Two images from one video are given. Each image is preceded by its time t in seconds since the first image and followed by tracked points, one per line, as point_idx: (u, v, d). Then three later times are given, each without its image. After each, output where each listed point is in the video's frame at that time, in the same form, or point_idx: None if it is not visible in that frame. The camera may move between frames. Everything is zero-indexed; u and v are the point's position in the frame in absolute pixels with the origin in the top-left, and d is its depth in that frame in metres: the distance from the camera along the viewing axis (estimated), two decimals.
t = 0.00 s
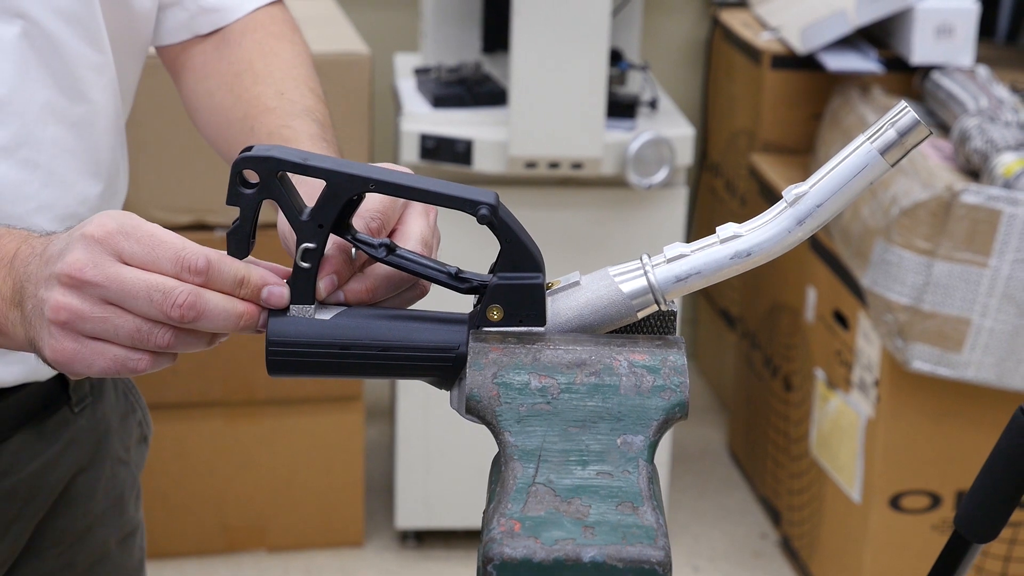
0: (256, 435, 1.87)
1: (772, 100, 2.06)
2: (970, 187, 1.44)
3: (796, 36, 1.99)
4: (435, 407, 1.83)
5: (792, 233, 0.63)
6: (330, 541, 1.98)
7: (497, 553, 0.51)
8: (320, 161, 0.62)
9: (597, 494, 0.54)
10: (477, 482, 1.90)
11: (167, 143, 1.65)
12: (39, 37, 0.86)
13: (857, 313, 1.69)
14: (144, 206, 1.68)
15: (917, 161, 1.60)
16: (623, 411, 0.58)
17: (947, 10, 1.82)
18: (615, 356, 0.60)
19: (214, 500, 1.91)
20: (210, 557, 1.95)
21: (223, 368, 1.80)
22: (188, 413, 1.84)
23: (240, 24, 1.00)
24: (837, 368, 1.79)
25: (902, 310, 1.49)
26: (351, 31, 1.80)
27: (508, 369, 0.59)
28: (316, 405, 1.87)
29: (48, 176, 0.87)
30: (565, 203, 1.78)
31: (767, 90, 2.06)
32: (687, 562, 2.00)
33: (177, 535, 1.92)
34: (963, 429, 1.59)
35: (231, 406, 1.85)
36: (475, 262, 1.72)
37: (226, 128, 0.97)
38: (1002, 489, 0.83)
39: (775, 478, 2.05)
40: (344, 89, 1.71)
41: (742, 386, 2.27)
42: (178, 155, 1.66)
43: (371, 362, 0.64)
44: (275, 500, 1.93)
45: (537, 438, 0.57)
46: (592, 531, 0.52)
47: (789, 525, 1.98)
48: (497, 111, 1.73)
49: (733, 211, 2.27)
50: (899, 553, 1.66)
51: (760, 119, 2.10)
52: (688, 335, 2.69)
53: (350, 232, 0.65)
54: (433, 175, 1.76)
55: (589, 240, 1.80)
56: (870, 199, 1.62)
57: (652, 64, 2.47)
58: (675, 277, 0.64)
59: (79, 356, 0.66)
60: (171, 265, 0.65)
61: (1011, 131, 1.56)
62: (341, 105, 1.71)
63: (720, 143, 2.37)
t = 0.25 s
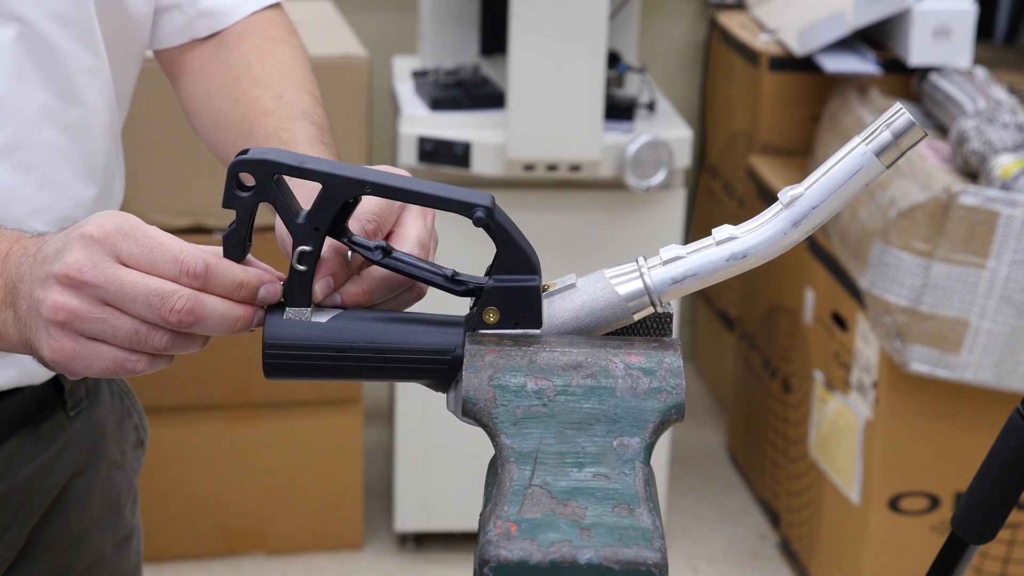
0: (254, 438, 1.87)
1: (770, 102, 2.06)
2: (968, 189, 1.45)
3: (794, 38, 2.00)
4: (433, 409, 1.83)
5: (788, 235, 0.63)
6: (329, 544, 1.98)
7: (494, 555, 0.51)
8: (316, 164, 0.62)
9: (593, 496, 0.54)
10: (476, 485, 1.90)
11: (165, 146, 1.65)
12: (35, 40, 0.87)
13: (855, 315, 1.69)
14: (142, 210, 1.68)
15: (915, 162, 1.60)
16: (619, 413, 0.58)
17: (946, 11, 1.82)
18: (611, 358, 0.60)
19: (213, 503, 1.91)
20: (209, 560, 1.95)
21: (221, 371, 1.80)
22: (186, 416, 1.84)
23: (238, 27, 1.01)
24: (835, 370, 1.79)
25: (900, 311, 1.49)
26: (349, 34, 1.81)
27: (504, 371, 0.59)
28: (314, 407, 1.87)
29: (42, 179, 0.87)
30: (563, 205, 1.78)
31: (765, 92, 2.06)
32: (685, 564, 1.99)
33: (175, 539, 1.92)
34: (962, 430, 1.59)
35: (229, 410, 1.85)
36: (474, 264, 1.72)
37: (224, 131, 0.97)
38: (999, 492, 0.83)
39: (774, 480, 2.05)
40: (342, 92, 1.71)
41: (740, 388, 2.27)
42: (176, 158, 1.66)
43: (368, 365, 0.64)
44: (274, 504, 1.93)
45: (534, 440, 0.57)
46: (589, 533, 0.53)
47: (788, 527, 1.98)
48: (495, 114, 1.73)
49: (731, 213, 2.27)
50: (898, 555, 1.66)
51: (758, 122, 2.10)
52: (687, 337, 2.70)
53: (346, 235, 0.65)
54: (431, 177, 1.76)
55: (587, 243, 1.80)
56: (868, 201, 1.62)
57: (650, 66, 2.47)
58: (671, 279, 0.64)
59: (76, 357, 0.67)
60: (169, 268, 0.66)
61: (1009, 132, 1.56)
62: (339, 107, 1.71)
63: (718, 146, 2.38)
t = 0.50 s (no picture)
0: (254, 441, 1.87)
1: (769, 105, 2.07)
2: (967, 192, 1.45)
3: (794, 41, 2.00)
4: (433, 413, 1.83)
5: (787, 238, 0.63)
6: (328, 548, 1.97)
7: (493, 558, 0.51)
8: (316, 168, 0.62)
9: (592, 500, 0.55)
10: (476, 488, 1.90)
11: (165, 149, 1.66)
12: (34, 43, 0.87)
13: (855, 318, 1.69)
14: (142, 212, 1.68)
15: (914, 165, 1.60)
16: (618, 417, 0.58)
17: (945, 14, 1.82)
18: (610, 361, 0.60)
19: (213, 506, 1.90)
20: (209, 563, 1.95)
21: (221, 374, 1.80)
22: (186, 419, 1.84)
23: (237, 30, 1.01)
24: (835, 373, 1.79)
25: (900, 315, 1.49)
26: (349, 37, 1.81)
27: (503, 375, 0.59)
28: (314, 410, 1.87)
29: (40, 182, 0.87)
30: (563, 209, 1.78)
31: (765, 95, 2.06)
32: (685, 568, 1.99)
33: (175, 542, 1.92)
34: (962, 434, 1.59)
35: (229, 413, 1.85)
36: (473, 267, 1.72)
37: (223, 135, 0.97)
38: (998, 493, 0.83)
39: (774, 483, 2.05)
40: (342, 95, 1.71)
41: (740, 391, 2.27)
42: (176, 161, 1.67)
43: (367, 368, 0.64)
44: (274, 507, 1.93)
45: (533, 444, 0.57)
46: (588, 536, 0.53)
47: (788, 531, 1.98)
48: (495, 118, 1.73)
49: (731, 216, 2.27)
50: (898, 558, 1.66)
51: (758, 125, 2.10)
52: (686, 340, 2.70)
53: (345, 238, 0.65)
54: (431, 181, 1.77)
55: (587, 246, 1.80)
56: (868, 204, 1.62)
57: (650, 69, 2.48)
58: (670, 282, 0.64)
59: (93, 351, 0.66)
60: (193, 273, 0.66)
61: (1008, 136, 1.56)
62: (339, 111, 1.71)
63: (718, 149, 2.38)
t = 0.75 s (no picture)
0: (255, 444, 1.87)
1: (769, 108, 2.07)
2: (968, 195, 1.45)
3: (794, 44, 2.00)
4: (434, 415, 1.83)
5: (786, 241, 0.63)
6: (329, 550, 1.97)
7: (492, 561, 0.51)
8: (315, 170, 0.62)
9: (592, 502, 0.55)
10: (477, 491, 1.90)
11: (165, 151, 1.66)
12: (32, 47, 0.87)
13: (855, 321, 1.69)
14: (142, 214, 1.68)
15: (915, 168, 1.60)
16: (617, 419, 0.58)
17: (946, 17, 1.82)
18: (610, 364, 0.60)
19: (214, 510, 1.90)
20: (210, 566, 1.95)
21: (222, 378, 1.80)
22: (187, 422, 1.84)
23: (236, 29, 1.01)
24: (835, 376, 1.79)
25: (900, 317, 1.49)
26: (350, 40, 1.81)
27: (503, 377, 0.59)
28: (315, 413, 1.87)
29: (40, 186, 0.87)
30: (563, 211, 1.78)
31: (764, 97, 2.06)
32: (685, 570, 1.99)
33: (176, 546, 1.92)
34: (963, 437, 1.59)
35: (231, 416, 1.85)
36: (474, 270, 1.72)
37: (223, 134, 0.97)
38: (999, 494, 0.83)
39: (774, 486, 2.05)
40: (343, 98, 1.71)
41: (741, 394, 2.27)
42: (176, 164, 1.66)
43: (367, 371, 0.64)
44: (276, 510, 1.92)
45: (532, 446, 0.57)
46: (587, 539, 0.53)
47: (788, 533, 1.98)
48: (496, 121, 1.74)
49: (731, 219, 2.27)
50: (898, 561, 1.66)
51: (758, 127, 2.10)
52: (687, 343, 2.70)
53: (345, 241, 0.65)
54: (431, 183, 1.77)
55: (587, 249, 1.80)
56: (868, 206, 1.62)
57: (650, 72, 2.48)
58: (669, 285, 0.64)
59: (110, 356, 0.67)
60: (179, 257, 0.63)
61: (1009, 139, 1.57)
62: (339, 114, 1.71)
63: (718, 152, 2.38)
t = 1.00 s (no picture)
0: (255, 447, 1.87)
1: (769, 111, 2.07)
2: (968, 198, 1.45)
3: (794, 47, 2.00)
4: (434, 418, 1.83)
5: (785, 244, 0.63)
6: (329, 554, 1.97)
7: (492, 563, 0.51)
8: (314, 173, 0.62)
9: (592, 505, 0.55)
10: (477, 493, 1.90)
11: (164, 153, 1.66)
12: (29, 50, 0.87)
13: (855, 324, 1.70)
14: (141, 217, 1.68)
15: (915, 171, 1.61)
16: (617, 422, 0.58)
17: (946, 20, 1.83)
18: (609, 367, 0.60)
19: (214, 513, 1.90)
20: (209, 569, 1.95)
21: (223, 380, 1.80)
22: (187, 424, 1.84)
23: (235, 29, 1.02)
24: (835, 379, 1.79)
25: (900, 320, 1.49)
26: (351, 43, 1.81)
27: (502, 381, 0.60)
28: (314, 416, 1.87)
29: (38, 190, 0.88)
30: (564, 214, 1.78)
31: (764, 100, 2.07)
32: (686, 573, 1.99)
33: (176, 549, 1.92)
34: (963, 441, 1.59)
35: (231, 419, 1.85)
36: (474, 273, 1.73)
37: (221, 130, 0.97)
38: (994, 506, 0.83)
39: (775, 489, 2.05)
40: (343, 101, 1.71)
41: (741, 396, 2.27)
42: (175, 166, 1.66)
43: (366, 374, 0.64)
44: (276, 513, 1.92)
45: (531, 449, 0.57)
46: (586, 542, 0.53)
47: (789, 536, 1.98)
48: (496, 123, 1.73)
49: (731, 221, 2.27)
50: (898, 564, 1.66)
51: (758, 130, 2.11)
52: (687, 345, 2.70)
53: (344, 244, 0.65)
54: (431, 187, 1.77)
55: (588, 252, 1.79)
56: (867, 209, 1.62)
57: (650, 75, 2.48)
58: (668, 288, 0.64)
59: (109, 347, 0.67)
60: (175, 246, 0.63)
61: (1009, 142, 1.57)
62: (339, 116, 1.71)
63: (718, 154, 2.38)
